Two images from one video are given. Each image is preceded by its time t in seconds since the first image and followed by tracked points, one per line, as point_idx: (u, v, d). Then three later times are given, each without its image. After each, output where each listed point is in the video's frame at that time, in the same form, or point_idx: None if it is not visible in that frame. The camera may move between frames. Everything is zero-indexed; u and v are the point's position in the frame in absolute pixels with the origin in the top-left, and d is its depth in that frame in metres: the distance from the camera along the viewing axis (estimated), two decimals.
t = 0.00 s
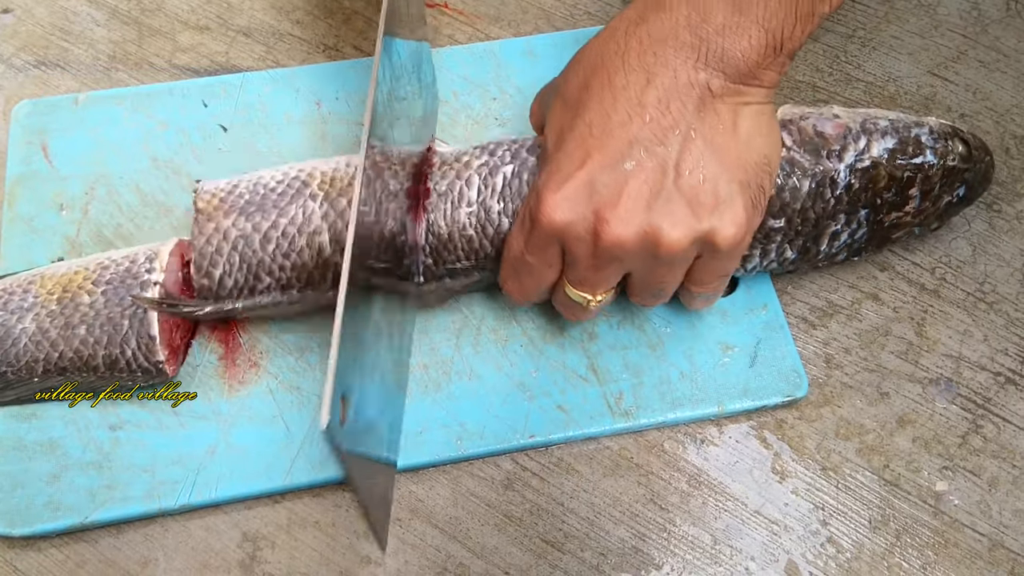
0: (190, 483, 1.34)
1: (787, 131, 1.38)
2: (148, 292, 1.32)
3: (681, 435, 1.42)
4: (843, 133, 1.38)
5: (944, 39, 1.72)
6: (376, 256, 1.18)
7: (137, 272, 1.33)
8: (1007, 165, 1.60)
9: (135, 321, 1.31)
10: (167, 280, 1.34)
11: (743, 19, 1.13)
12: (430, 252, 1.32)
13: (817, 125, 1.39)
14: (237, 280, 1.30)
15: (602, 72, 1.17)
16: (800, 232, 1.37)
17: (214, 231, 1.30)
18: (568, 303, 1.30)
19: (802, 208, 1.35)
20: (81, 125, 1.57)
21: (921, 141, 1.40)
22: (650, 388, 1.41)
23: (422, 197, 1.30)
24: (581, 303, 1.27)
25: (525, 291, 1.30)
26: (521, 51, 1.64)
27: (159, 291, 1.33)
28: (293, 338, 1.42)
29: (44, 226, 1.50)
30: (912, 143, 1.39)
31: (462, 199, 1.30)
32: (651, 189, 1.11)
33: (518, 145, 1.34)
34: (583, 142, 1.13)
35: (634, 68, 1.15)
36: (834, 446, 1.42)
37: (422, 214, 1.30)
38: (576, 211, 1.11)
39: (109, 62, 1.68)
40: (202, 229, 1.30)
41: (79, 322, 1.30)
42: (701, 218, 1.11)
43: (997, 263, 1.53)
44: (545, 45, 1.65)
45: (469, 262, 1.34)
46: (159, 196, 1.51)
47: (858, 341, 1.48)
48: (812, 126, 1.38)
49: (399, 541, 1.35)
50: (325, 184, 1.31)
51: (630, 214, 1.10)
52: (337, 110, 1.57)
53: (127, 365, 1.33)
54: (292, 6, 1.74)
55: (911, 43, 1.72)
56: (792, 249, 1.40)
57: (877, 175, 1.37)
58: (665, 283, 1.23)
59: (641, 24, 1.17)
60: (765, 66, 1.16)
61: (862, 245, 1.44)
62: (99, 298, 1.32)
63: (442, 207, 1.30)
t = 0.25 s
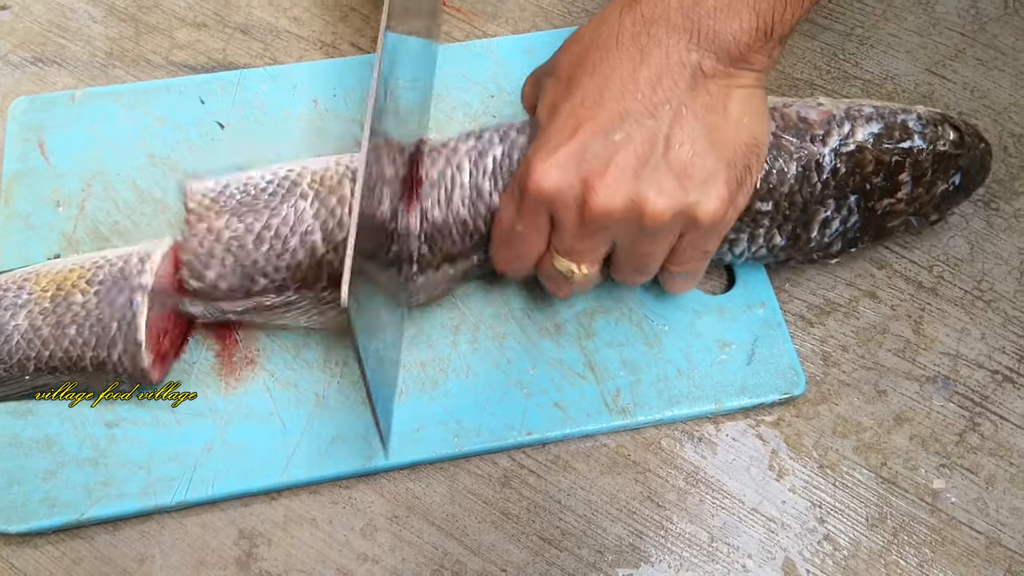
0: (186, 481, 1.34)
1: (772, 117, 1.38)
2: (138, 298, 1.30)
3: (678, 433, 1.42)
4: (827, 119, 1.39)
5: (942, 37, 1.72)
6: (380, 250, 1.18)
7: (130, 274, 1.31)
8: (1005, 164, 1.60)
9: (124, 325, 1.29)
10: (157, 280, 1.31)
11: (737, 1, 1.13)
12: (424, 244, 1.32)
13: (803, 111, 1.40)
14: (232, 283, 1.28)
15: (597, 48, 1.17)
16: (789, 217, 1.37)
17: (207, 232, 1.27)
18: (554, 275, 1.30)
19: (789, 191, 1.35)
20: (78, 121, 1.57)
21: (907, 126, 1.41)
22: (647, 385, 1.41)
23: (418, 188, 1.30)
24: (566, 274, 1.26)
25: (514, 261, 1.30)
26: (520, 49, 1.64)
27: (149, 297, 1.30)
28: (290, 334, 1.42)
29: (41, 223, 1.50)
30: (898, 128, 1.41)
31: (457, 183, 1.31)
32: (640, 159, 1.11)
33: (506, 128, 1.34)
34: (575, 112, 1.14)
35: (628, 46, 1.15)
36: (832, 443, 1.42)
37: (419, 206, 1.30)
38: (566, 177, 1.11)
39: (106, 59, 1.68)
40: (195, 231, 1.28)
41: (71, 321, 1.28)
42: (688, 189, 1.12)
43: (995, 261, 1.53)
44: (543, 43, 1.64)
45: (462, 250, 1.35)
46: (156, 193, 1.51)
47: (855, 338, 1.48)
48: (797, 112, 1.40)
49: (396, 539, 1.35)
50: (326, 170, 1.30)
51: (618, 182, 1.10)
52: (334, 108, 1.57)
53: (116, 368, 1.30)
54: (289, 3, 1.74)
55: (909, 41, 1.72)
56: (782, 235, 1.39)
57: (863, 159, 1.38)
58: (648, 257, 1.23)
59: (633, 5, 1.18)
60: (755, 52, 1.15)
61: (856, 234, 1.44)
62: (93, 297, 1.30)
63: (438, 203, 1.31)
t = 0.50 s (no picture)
0: (180, 475, 1.33)
1: (784, 134, 1.37)
2: (142, 287, 1.31)
3: (677, 433, 1.41)
4: (842, 137, 1.38)
5: (943, 35, 1.72)
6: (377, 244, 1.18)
7: (131, 265, 1.33)
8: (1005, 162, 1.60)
9: (127, 314, 1.30)
10: (157, 268, 1.33)
11: (733, 17, 1.12)
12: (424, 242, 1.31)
13: (817, 128, 1.38)
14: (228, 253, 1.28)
15: (592, 70, 1.16)
16: (796, 235, 1.37)
17: (215, 183, 1.28)
18: (566, 299, 1.30)
19: (798, 210, 1.35)
20: (85, 112, 1.56)
21: (923, 147, 1.39)
22: (644, 392, 1.40)
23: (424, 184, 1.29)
24: (579, 298, 1.26)
25: (527, 289, 1.30)
26: (526, 50, 1.62)
27: (154, 286, 1.32)
28: (289, 331, 1.42)
29: (45, 214, 1.50)
30: (915, 149, 1.39)
31: (460, 189, 1.30)
32: (645, 182, 1.11)
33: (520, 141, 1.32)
34: (575, 142, 1.13)
35: (624, 67, 1.14)
36: (831, 442, 1.42)
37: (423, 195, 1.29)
38: (572, 209, 1.11)
39: (105, 56, 1.68)
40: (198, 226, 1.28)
41: (72, 314, 1.30)
42: (695, 209, 1.11)
43: (995, 260, 1.53)
44: (553, 45, 1.63)
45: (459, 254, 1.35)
46: (161, 186, 1.50)
47: (854, 336, 1.48)
48: (811, 129, 1.38)
49: (394, 537, 1.34)
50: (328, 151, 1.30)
51: (623, 208, 1.10)
52: (342, 105, 1.56)
53: (118, 359, 1.32)
54: None
55: (909, 39, 1.72)
56: (789, 254, 1.39)
57: (876, 180, 1.37)
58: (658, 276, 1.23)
59: (631, 26, 1.17)
60: (752, 65, 1.15)
61: (863, 251, 1.43)
62: (93, 289, 1.31)
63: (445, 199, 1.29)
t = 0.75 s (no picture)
0: (183, 476, 1.33)
1: (792, 141, 1.36)
2: (142, 286, 1.30)
3: (677, 429, 1.41)
4: (849, 145, 1.37)
5: (944, 34, 1.72)
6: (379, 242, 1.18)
7: (131, 266, 1.31)
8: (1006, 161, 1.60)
9: (128, 315, 1.29)
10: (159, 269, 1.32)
11: (748, 18, 1.12)
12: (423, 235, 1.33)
13: (825, 135, 1.37)
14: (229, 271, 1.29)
15: (606, 66, 1.17)
16: (796, 241, 1.37)
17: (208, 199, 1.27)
18: (569, 296, 1.30)
19: (800, 218, 1.35)
20: (80, 113, 1.56)
21: (929, 156, 1.39)
22: (645, 385, 1.40)
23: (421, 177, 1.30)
24: (583, 297, 1.26)
25: (529, 284, 1.29)
26: (521, 46, 1.63)
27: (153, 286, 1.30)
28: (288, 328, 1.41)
29: (40, 215, 1.49)
30: (920, 159, 1.38)
31: (461, 182, 1.31)
32: (653, 181, 1.11)
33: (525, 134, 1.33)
34: (585, 136, 1.13)
35: (637, 64, 1.15)
36: (832, 440, 1.42)
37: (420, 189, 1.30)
38: (580, 203, 1.10)
39: (106, 53, 1.68)
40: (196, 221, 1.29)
41: (71, 313, 1.28)
42: (701, 211, 1.11)
43: (996, 259, 1.53)
44: (544, 39, 1.64)
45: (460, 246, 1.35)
46: (157, 186, 1.50)
47: (856, 335, 1.48)
48: (818, 136, 1.37)
49: (395, 535, 1.34)
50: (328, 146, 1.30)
51: (631, 206, 1.09)
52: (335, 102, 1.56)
53: (117, 358, 1.30)
54: None
55: (910, 38, 1.72)
56: (787, 258, 1.40)
57: (879, 190, 1.37)
58: (662, 279, 1.23)
59: (643, 21, 1.17)
60: (765, 69, 1.15)
61: (860, 256, 1.44)
62: (93, 289, 1.29)
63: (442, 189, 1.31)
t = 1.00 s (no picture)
0: (187, 481, 1.33)
1: (776, 123, 1.36)
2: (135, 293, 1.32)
3: (678, 427, 1.41)
4: (833, 124, 1.37)
5: (946, 33, 1.72)
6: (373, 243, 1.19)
7: (123, 271, 1.33)
8: (1008, 160, 1.60)
9: (121, 321, 1.31)
10: (151, 274, 1.34)
11: (730, 8, 1.12)
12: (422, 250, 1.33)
13: (808, 116, 1.37)
14: (223, 279, 1.31)
15: (590, 54, 1.16)
16: (785, 225, 1.37)
17: (200, 228, 1.30)
18: (552, 285, 1.30)
19: (789, 203, 1.35)
20: (63, 121, 1.55)
21: (911, 130, 1.39)
22: (645, 371, 1.41)
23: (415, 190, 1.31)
24: (563, 286, 1.27)
25: (516, 273, 1.29)
26: (504, 39, 1.63)
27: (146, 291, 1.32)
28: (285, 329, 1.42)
29: (28, 226, 1.48)
30: (902, 134, 1.38)
31: (454, 193, 1.31)
32: (632, 173, 1.10)
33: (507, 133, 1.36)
34: (565, 126, 1.13)
35: (620, 53, 1.14)
36: (833, 440, 1.41)
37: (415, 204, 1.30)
38: (558, 192, 1.10)
39: (107, 51, 1.68)
40: (189, 227, 1.31)
41: (65, 321, 1.30)
42: (679, 206, 1.11)
43: (997, 259, 1.53)
44: (527, 31, 1.64)
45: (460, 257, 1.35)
46: (144, 192, 1.51)
47: (857, 335, 1.48)
48: (802, 117, 1.37)
49: (396, 533, 1.34)
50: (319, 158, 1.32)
51: (608, 198, 1.09)
52: (319, 102, 1.57)
53: (113, 365, 1.32)
54: None
55: (912, 37, 1.72)
56: (777, 241, 1.40)
57: (865, 168, 1.37)
58: (642, 271, 1.22)
59: (629, 8, 1.17)
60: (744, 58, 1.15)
61: (849, 233, 1.44)
62: (86, 297, 1.31)
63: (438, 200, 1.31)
